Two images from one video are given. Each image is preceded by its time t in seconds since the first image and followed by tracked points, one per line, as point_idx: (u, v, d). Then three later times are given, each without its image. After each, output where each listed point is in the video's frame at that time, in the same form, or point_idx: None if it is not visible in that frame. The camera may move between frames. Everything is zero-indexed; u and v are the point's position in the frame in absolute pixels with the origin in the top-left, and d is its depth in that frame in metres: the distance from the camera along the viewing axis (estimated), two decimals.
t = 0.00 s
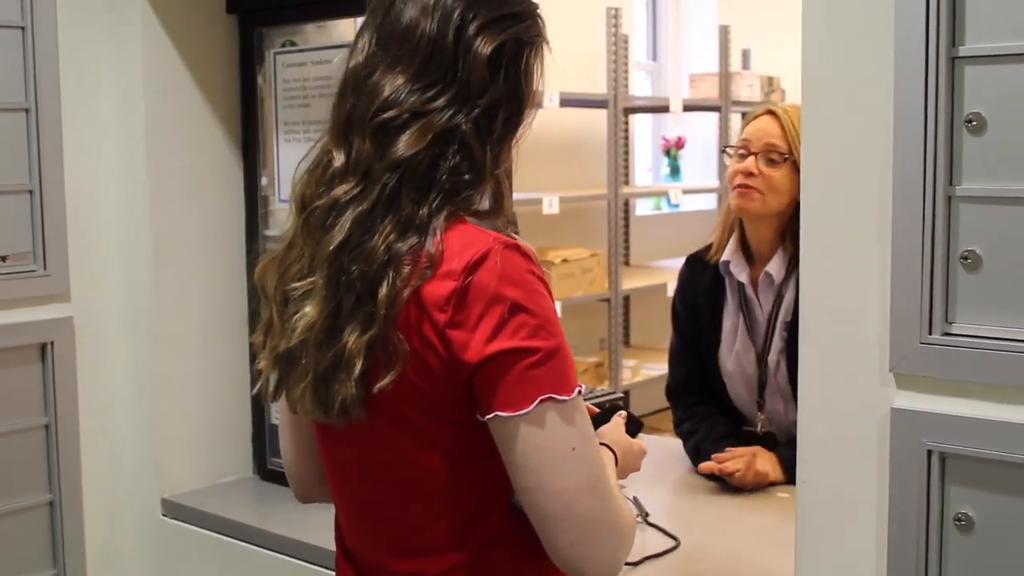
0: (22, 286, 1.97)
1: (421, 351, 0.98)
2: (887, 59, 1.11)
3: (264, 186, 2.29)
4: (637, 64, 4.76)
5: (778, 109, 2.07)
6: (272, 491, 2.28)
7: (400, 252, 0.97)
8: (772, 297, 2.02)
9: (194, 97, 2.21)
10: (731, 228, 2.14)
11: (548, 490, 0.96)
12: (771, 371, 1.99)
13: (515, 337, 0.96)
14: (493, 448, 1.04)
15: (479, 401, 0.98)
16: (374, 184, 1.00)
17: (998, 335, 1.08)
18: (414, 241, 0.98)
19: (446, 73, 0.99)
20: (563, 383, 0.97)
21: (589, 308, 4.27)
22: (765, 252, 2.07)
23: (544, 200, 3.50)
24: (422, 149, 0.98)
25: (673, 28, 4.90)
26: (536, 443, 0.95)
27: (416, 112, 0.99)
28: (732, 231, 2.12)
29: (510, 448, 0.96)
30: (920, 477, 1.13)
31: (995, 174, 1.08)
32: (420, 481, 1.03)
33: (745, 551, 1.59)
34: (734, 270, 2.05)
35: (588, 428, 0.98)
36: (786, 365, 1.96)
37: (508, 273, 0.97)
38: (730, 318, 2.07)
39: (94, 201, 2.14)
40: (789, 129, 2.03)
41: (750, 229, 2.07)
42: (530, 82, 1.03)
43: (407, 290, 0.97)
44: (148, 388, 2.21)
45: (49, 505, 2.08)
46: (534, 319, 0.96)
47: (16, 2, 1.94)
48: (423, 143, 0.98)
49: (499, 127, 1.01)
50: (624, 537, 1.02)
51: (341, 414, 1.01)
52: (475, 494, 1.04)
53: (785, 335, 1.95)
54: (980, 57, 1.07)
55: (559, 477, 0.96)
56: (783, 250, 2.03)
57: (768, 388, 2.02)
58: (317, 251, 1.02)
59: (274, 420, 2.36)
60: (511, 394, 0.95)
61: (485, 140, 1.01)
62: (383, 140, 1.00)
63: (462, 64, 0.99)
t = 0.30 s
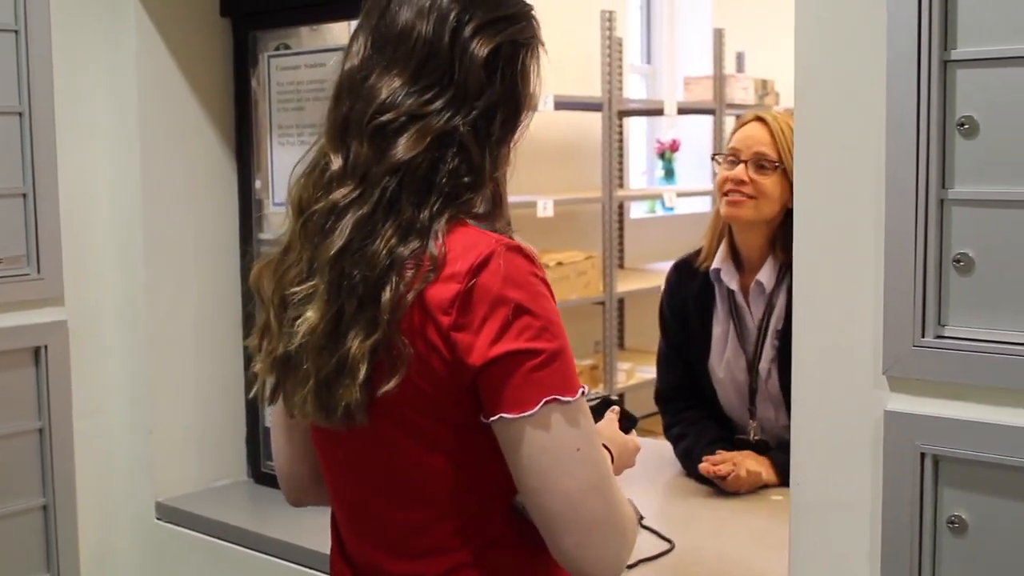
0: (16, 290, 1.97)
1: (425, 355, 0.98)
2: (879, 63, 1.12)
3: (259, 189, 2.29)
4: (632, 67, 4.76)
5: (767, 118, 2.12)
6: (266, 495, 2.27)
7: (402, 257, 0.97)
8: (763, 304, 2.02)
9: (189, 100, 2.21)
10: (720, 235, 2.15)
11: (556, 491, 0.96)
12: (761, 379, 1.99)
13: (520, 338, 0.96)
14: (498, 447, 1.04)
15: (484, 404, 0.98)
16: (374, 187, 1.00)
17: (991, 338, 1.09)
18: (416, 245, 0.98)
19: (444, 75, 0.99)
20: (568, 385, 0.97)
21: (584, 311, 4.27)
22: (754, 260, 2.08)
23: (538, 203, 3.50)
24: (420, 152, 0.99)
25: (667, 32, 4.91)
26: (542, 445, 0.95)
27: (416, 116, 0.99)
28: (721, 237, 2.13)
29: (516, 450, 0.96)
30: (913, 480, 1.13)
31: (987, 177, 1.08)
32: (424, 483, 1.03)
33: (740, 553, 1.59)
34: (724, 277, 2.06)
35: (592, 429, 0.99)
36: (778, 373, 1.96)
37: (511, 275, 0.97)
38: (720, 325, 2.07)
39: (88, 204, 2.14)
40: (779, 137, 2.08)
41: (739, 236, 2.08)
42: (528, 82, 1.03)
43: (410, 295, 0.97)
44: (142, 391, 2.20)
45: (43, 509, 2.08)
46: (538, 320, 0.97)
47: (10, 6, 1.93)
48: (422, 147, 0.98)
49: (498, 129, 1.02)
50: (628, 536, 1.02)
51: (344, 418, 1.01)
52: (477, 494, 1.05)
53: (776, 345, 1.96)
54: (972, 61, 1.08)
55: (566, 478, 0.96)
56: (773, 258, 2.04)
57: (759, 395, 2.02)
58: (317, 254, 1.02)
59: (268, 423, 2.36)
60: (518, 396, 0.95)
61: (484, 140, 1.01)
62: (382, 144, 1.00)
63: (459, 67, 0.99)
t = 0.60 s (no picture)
0: (11, 292, 1.96)
1: (426, 353, 0.97)
2: (873, 63, 1.12)
3: (254, 190, 2.29)
4: (627, 68, 4.77)
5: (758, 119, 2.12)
6: (262, 496, 2.27)
7: (404, 249, 0.97)
8: (756, 305, 2.03)
9: (184, 101, 2.21)
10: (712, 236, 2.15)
11: (553, 500, 0.96)
12: (756, 380, 1.99)
13: (521, 346, 0.96)
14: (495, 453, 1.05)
15: (484, 410, 0.98)
16: (373, 175, 1.00)
17: (985, 338, 1.09)
18: (419, 237, 0.98)
19: (442, 65, 0.99)
20: (568, 393, 0.97)
21: (579, 312, 4.27)
22: (747, 262, 2.08)
23: (534, 204, 3.50)
24: (416, 137, 0.99)
25: (662, 32, 4.91)
26: (540, 454, 0.95)
27: (415, 105, 0.98)
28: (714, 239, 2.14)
29: (515, 459, 0.96)
30: (908, 479, 1.13)
31: (982, 177, 1.08)
32: (421, 487, 1.03)
33: (735, 553, 1.59)
34: (716, 279, 2.06)
35: (590, 438, 0.99)
36: (772, 374, 1.97)
37: (514, 281, 0.97)
38: (714, 326, 2.08)
39: (83, 205, 2.14)
40: (770, 138, 2.08)
41: (731, 237, 2.08)
42: (528, 77, 1.04)
43: (412, 291, 0.97)
44: (137, 393, 2.20)
45: (38, 511, 2.07)
46: (539, 328, 0.96)
47: (4, 8, 1.93)
48: (419, 132, 0.98)
49: (496, 123, 1.02)
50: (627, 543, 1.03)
51: (343, 410, 1.00)
52: (475, 498, 1.05)
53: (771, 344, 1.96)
54: (966, 62, 1.08)
55: (563, 487, 0.96)
56: (765, 259, 2.05)
57: (753, 397, 2.02)
58: (317, 244, 1.02)
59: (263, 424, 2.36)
60: (520, 402, 0.95)
61: (480, 133, 1.01)
62: (381, 132, 1.00)
63: (456, 56, 0.99)
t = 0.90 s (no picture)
0: (7, 290, 1.96)
1: (418, 349, 0.97)
2: (869, 61, 1.12)
3: (250, 188, 2.29)
4: (623, 66, 4.77)
5: (752, 117, 2.10)
6: (259, 495, 2.27)
7: (401, 244, 0.97)
8: (753, 302, 2.02)
9: (179, 99, 2.20)
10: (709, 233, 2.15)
11: (535, 500, 0.96)
12: (753, 377, 1.99)
13: (511, 345, 0.96)
14: (483, 453, 1.04)
15: (472, 407, 0.98)
16: (375, 171, 1.00)
17: (980, 336, 1.09)
18: (416, 233, 0.98)
19: (450, 65, 0.99)
20: (557, 394, 0.97)
21: (575, 310, 4.27)
22: (744, 260, 2.08)
23: (530, 202, 3.50)
24: (421, 136, 0.99)
25: (658, 30, 4.91)
26: (524, 454, 0.95)
27: (418, 102, 0.98)
28: (711, 237, 2.14)
29: (498, 457, 0.96)
30: (904, 477, 1.13)
31: (978, 174, 1.08)
32: (411, 485, 1.03)
33: (730, 550, 1.60)
34: (713, 277, 2.06)
35: (578, 440, 0.98)
36: (769, 371, 1.96)
37: (506, 280, 0.96)
38: (712, 323, 2.08)
39: (78, 204, 2.14)
40: (767, 138, 2.07)
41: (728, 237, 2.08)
42: (538, 80, 1.03)
43: (406, 286, 0.97)
44: (133, 391, 2.20)
45: (34, 510, 2.07)
46: (530, 328, 0.96)
47: None
48: (424, 131, 0.98)
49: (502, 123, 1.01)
50: (609, 545, 1.02)
51: (335, 403, 1.00)
52: (464, 497, 1.05)
53: (767, 341, 1.96)
54: (961, 59, 1.08)
55: (545, 488, 0.96)
56: (763, 256, 2.05)
57: (750, 393, 2.03)
58: (317, 237, 1.02)
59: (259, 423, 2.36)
60: (507, 402, 0.95)
61: (485, 135, 1.00)
62: (386, 129, 1.00)
63: (465, 55, 0.98)
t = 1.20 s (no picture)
0: (6, 288, 1.96)
1: (391, 349, 0.96)
2: (869, 60, 1.12)
3: (249, 187, 2.28)
4: (623, 64, 4.78)
5: (748, 121, 2.09)
6: (258, 494, 2.27)
7: (376, 248, 0.96)
8: (756, 302, 2.03)
9: (178, 98, 2.20)
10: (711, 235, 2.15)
11: (499, 494, 0.91)
12: (754, 377, 1.99)
13: (476, 340, 0.92)
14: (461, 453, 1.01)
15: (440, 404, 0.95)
16: (358, 176, 1.00)
17: (980, 335, 1.09)
18: (392, 236, 0.97)
19: (439, 71, 0.97)
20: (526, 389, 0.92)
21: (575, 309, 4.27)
22: (746, 259, 2.08)
23: (529, 201, 3.49)
24: (407, 144, 0.97)
25: (658, 28, 4.91)
26: (487, 445, 0.91)
27: (403, 110, 0.98)
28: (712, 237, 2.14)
29: (464, 449, 0.93)
30: (904, 476, 1.13)
31: (979, 173, 1.08)
32: (395, 484, 1.02)
33: (730, 549, 1.60)
34: (714, 276, 2.06)
35: (549, 434, 0.93)
36: (770, 371, 1.97)
37: (473, 275, 0.93)
38: (713, 323, 2.07)
39: (78, 202, 2.14)
40: (765, 143, 2.06)
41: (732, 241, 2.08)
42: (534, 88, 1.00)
43: (379, 286, 0.96)
44: (132, 390, 2.19)
45: (33, 508, 2.07)
46: (497, 321, 0.92)
47: None
48: (410, 140, 0.97)
49: (492, 132, 0.99)
50: (583, 548, 0.97)
51: (317, 402, 1.02)
52: (447, 498, 1.02)
53: (769, 341, 1.96)
54: (961, 58, 1.08)
55: (509, 482, 0.91)
56: (766, 255, 2.04)
57: (750, 393, 2.02)
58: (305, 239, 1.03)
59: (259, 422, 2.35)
60: (468, 397, 0.91)
61: (474, 141, 0.98)
62: (374, 137, 1.00)
63: (456, 64, 0.96)
